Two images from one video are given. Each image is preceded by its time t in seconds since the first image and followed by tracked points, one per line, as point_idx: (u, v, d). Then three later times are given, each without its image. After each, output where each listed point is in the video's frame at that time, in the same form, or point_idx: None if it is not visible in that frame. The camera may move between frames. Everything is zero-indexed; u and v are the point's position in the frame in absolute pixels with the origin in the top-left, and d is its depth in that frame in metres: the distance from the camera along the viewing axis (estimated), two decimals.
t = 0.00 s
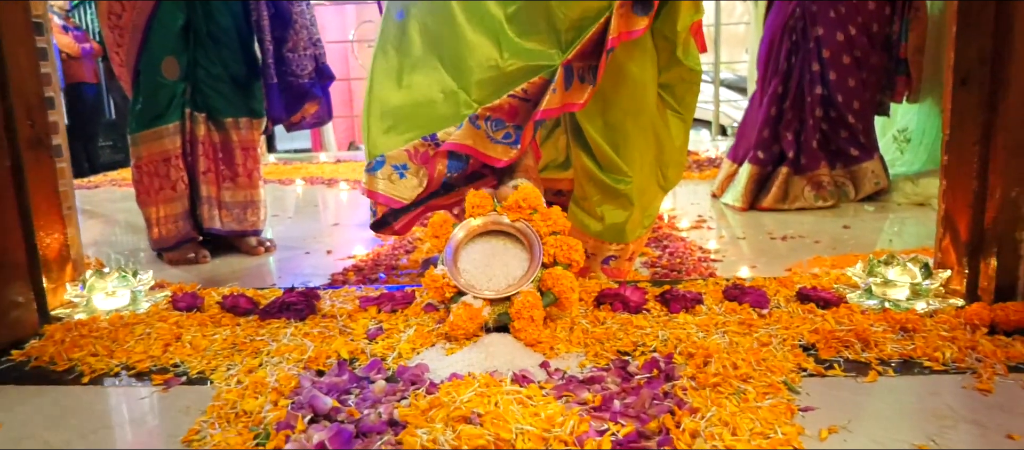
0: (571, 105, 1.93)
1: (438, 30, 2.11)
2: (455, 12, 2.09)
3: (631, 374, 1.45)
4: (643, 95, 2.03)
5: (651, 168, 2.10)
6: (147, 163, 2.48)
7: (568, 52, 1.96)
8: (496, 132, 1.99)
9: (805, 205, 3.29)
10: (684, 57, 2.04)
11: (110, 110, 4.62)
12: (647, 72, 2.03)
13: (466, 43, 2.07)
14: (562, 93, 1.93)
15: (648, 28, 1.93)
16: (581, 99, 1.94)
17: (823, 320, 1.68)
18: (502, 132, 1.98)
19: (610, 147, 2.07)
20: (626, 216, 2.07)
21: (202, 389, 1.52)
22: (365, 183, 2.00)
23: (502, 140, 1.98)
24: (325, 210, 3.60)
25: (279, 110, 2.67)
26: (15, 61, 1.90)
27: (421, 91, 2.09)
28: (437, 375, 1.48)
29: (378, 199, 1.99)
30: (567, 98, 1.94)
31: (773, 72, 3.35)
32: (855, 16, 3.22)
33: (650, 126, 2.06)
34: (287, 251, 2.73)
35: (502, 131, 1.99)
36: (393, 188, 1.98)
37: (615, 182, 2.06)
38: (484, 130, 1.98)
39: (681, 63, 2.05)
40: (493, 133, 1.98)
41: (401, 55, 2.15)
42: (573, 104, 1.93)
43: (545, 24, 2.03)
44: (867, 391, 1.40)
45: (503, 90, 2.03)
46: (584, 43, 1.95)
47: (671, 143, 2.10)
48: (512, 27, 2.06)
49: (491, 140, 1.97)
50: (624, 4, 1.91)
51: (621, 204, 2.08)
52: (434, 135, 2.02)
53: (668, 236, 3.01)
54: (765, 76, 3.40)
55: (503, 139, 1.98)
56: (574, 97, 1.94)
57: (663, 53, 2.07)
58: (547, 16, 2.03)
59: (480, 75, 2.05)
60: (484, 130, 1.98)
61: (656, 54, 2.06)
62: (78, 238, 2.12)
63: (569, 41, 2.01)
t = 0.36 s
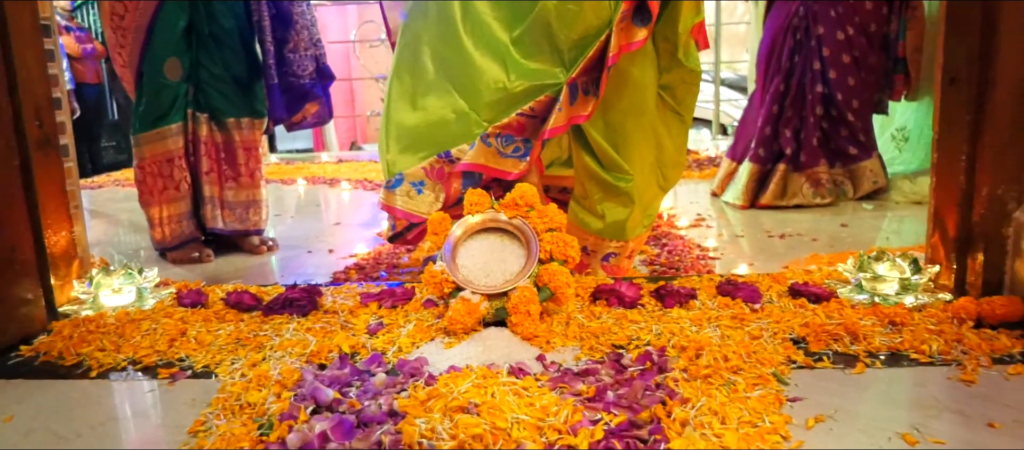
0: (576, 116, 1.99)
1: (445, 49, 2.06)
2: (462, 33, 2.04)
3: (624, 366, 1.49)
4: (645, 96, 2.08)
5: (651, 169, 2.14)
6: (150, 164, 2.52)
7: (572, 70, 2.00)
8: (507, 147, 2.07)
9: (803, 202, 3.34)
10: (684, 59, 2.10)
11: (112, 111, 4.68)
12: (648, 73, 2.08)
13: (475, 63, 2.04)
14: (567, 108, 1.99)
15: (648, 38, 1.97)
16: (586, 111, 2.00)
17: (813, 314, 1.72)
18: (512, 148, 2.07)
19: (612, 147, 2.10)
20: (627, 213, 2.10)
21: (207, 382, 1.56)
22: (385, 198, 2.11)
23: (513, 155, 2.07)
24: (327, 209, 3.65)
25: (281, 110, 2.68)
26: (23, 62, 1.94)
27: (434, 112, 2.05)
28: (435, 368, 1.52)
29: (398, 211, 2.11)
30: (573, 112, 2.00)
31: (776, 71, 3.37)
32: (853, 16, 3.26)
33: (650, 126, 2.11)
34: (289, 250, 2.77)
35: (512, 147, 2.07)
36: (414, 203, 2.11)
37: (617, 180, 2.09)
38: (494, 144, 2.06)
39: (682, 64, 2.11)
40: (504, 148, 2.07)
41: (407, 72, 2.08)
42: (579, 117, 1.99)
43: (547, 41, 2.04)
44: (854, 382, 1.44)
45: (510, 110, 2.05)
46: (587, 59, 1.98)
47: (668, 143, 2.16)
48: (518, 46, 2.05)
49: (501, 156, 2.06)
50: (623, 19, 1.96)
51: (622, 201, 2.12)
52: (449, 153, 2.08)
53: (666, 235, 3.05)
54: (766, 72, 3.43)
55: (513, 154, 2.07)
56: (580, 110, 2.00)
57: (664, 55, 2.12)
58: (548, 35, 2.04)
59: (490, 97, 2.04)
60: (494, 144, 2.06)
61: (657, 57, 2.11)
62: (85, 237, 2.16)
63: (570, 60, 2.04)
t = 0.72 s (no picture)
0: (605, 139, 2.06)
1: (472, 119, 1.92)
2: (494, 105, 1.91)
3: (610, 357, 1.53)
4: (638, 98, 2.11)
5: (644, 167, 2.19)
6: (142, 165, 2.55)
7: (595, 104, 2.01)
8: (557, 190, 2.09)
9: (794, 200, 3.41)
10: (678, 58, 2.10)
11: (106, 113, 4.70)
12: (642, 75, 2.09)
13: (515, 134, 1.91)
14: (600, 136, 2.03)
15: (647, 50, 2.05)
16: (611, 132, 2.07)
17: (795, 305, 1.76)
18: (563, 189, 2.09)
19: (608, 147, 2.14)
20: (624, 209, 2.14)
21: (201, 375, 1.58)
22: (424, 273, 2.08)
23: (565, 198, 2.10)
24: (321, 209, 3.67)
25: (272, 111, 2.68)
26: (19, 61, 1.97)
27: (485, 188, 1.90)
28: (423, 359, 1.55)
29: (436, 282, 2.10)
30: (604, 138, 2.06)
31: (766, 71, 3.39)
32: (842, 16, 3.29)
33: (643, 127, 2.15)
34: (282, 249, 2.80)
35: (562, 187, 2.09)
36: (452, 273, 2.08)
37: (614, 178, 2.13)
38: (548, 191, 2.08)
39: (675, 64, 2.12)
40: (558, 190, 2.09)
41: (439, 157, 1.93)
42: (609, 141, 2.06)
43: (556, 82, 1.99)
44: (833, 371, 1.47)
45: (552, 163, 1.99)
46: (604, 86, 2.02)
47: (661, 141, 2.20)
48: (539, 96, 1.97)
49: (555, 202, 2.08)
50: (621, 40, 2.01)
51: (618, 198, 2.16)
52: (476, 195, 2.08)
53: (657, 233, 3.09)
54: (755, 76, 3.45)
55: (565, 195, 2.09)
56: (609, 133, 2.06)
57: (657, 55, 2.13)
58: (562, 84, 1.99)
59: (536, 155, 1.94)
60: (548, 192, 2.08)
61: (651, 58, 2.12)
62: (80, 234, 2.19)
63: (589, 98, 2.03)
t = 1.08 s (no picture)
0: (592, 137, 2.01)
1: (467, 147, 1.89)
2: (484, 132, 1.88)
3: (600, 341, 1.57)
4: (630, 94, 2.14)
5: (637, 162, 2.22)
6: (140, 163, 2.59)
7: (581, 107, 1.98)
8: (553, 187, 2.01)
9: (788, 197, 3.44)
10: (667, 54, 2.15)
11: (105, 113, 4.73)
12: (632, 73, 2.13)
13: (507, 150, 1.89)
14: (587, 138, 1.99)
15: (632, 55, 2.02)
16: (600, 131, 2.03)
17: (782, 293, 1.81)
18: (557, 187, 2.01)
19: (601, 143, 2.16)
20: (618, 202, 2.18)
21: (202, 360, 1.63)
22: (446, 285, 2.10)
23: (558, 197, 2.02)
24: (319, 207, 3.71)
25: (264, 109, 2.68)
26: (23, 55, 2.01)
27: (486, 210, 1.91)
28: (419, 344, 1.60)
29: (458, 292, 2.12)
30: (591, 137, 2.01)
31: (762, 67, 3.44)
32: (837, 13, 3.32)
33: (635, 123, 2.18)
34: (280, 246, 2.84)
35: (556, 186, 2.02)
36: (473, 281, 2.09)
37: (610, 173, 2.15)
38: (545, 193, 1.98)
39: (664, 60, 2.17)
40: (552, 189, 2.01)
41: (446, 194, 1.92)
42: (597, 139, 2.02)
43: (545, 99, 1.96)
44: (816, 354, 1.52)
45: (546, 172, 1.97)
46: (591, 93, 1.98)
47: (652, 137, 2.25)
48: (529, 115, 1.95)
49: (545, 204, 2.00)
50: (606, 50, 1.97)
51: (612, 192, 2.20)
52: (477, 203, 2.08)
53: (653, 228, 3.14)
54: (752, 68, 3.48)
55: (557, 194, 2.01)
56: (597, 134, 2.02)
57: (646, 52, 2.17)
58: (547, 97, 1.96)
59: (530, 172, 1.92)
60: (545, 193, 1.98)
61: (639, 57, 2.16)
62: (83, 227, 2.24)
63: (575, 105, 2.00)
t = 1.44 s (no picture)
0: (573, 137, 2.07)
1: (445, 154, 1.98)
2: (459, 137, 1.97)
3: (591, 329, 1.62)
4: (606, 92, 2.17)
5: (621, 157, 2.26)
6: (142, 162, 2.65)
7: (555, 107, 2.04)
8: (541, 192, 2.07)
9: (786, 197, 3.45)
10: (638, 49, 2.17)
11: (110, 113, 4.79)
12: (608, 70, 2.16)
13: (483, 152, 1.96)
14: (565, 138, 2.05)
15: (603, 53, 2.05)
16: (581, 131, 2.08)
17: (770, 284, 1.85)
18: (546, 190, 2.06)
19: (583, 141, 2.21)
20: (604, 199, 2.23)
21: (205, 348, 1.68)
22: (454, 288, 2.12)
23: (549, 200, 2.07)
24: (321, 205, 3.76)
25: (262, 108, 2.72)
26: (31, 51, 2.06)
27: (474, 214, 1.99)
28: (416, 332, 1.65)
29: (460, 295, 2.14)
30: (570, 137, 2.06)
31: (763, 66, 3.47)
32: (837, 13, 3.35)
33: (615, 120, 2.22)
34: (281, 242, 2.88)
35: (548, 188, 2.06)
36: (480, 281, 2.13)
37: (593, 171, 2.20)
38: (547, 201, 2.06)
39: (637, 55, 2.19)
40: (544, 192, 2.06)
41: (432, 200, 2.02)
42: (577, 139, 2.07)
43: (520, 101, 2.02)
44: (800, 341, 1.57)
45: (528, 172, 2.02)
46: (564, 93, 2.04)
47: (636, 132, 2.27)
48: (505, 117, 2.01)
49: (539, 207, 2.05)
50: (574, 50, 2.02)
51: (598, 189, 2.24)
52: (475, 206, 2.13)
53: (651, 226, 3.17)
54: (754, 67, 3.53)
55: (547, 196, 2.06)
56: (576, 134, 2.07)
57: (620, 48, 2.20)
58: (520, 100, 2.02)
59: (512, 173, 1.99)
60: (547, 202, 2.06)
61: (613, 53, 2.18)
62: (89, 221, 2.29)
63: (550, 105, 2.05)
